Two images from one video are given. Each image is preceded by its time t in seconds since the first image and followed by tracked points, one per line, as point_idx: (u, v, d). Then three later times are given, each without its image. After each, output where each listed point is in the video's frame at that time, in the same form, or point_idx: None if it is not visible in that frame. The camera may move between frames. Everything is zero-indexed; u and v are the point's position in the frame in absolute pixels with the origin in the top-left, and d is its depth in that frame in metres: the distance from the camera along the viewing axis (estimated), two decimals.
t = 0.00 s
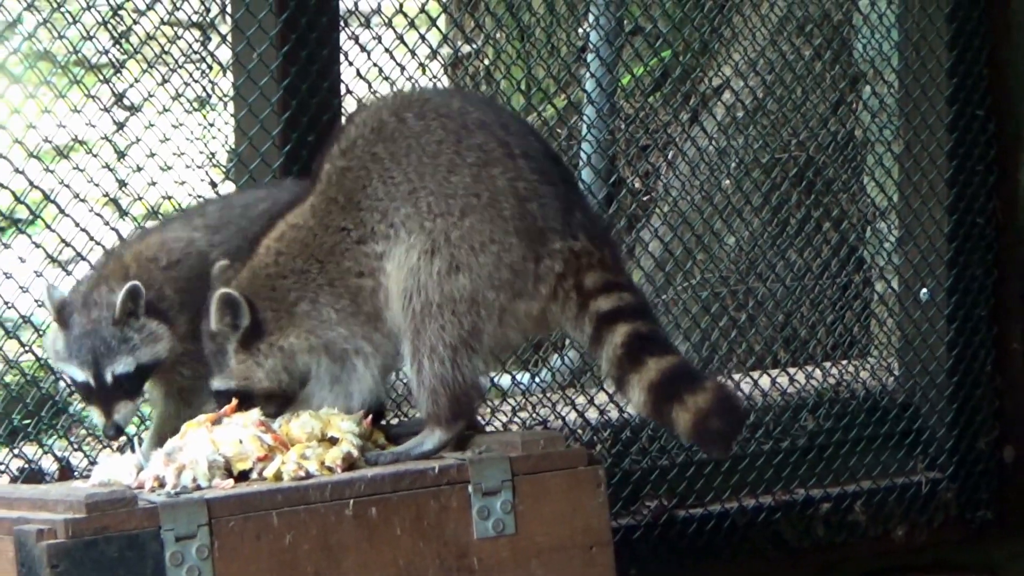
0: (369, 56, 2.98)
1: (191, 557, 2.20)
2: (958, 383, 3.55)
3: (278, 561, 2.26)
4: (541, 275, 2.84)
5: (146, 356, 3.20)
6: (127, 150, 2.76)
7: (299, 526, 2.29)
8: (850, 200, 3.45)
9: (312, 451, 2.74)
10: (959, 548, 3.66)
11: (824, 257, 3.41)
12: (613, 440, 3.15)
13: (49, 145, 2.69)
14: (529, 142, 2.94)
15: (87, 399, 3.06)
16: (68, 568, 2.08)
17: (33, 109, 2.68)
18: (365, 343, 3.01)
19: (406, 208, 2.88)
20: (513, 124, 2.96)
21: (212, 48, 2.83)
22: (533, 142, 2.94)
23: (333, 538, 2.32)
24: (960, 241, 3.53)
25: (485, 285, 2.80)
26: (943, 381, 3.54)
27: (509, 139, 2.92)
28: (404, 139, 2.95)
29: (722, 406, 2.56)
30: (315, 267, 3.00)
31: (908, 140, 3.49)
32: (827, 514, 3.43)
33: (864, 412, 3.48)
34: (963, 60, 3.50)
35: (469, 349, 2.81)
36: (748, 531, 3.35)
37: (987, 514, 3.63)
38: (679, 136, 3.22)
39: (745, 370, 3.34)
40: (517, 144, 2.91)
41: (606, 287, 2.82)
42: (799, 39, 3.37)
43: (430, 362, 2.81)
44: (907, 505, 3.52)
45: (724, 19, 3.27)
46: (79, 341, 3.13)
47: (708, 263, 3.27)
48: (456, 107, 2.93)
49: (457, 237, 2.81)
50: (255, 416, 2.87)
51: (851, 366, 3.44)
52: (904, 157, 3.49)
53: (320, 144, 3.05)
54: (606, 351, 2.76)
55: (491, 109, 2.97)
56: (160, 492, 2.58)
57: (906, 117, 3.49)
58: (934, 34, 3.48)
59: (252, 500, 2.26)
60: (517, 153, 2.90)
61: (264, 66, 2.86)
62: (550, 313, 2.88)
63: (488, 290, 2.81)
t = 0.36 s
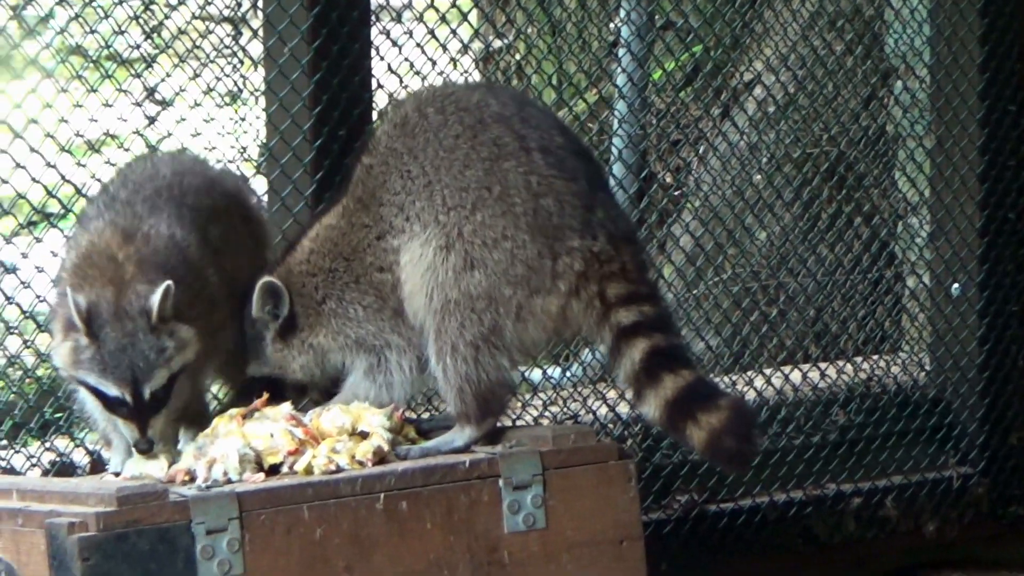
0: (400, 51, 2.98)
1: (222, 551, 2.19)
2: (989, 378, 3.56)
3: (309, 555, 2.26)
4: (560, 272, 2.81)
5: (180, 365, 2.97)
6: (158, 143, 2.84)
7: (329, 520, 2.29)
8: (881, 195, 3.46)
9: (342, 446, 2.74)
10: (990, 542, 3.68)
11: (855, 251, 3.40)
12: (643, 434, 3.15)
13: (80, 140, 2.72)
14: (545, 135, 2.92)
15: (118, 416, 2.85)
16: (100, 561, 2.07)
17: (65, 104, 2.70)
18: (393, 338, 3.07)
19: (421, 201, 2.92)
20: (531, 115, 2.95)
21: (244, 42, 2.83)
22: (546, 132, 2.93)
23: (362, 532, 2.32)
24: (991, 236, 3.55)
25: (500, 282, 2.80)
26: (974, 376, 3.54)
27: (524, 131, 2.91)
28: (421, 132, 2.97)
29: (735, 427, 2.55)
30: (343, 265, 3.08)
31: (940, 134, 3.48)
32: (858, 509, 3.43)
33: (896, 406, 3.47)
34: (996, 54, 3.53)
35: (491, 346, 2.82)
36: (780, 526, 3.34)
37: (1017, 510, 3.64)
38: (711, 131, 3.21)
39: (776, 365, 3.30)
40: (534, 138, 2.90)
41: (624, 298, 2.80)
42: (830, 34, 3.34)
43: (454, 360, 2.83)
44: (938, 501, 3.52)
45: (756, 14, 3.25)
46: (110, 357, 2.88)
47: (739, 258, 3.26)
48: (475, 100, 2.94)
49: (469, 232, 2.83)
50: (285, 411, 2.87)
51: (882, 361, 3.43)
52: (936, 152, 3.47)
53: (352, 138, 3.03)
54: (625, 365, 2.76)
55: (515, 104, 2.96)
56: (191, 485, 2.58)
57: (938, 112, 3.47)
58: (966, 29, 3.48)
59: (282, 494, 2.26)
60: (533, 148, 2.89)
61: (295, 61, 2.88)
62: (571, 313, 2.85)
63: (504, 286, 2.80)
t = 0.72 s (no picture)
0: (437, 38, 3.00)
1: (258, 537, 2.19)
2: None
3: (345, 542, 2.25)
4: (582, 249, 2.78)
5: (197, 373, 2.87)
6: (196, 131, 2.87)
7: (364, 507, 2.28)
8: (918, 183, 3.46)
9: (378, 433, 2.74)
10: None
11: (892, 240, 3.40)
12: (680, 422, 3.14)
13: (118, 127, 2.75)
14: (551, 111, 2.88)
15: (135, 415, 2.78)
16: (136, 547, 2.07)
17: (102, 91, 2.71)
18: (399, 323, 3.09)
19: (431, 186, 2.92)
20: (538, 93, 2.92)
21: (281, 30, 2.83)
22: (554, 109, 2.89)
23: (397, 520, 2.31)
24: None
25: (522, 263, 2.79)
26: (1012, 365, 3.54)
27: (531, 110, 2.88)
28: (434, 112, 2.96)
29: (762, 408, 2.54)
30: (353, 255, 3.09)
31: (978, 123, 3.49)
32: (894, 498, 3.43)
33: (932, 396, 3.46)
34: None
35: (516, 326, 2.80)
36: (816, 514, 3.36)
37: None
38: (747, 120, 3.20)
39: (813, 353, 3.29)
40: (541, 117, 2.87)
41: (653, 274, 2.77)
42: (868, 23, 3.33)
43: (480, 341, 2.84)
44: (975, 490, 3.54)
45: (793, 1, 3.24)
46: (126, 359, 2.78)
47: (775, 246, 3.27)
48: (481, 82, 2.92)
49: (483, 215, 2.83)
50: (321, 399, 2.88)
51: (919, 349, 3.43)
52: (973, 140, 3.48)
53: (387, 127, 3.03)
54: (652, 341, 2.74)
55: (521, 82, 2.94)
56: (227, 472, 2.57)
57: (976, 100, 3.47)
58: (1005, 17, 3.48)
59: (318, 482, 2.25)
60: (542, 126, 2.87)
61: (332, 48, 2.88)
62: (598, 288, 2.81)
63: (525, 267, 2.79)
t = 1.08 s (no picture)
0: (467, 35, 3.00)
1: (288, 534, 2.18)
2: None
3: (374, 538, 2.25)
4: (586, 262, 2.76)
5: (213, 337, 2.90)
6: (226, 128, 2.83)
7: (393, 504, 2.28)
8: (948, 180, 3.45)
9: (407, 429, 2.72)
10: None
11: (921, 237, 3.40)
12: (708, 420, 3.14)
13: (148, 123, 2.75)
14: (567, 116, 2.85)
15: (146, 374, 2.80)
16: (164, 543, 2.06)
17: (133, 87, 2.72)
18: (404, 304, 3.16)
19: (445, 180, 2.92)
20: (558, 95, 2.88)
21: (311, 26, 2.84)
22: (570, 115, 2.85)
23: (427, 516, 2.31)
24: None
25: (523, 268, 2.78)
26: None
27: (545, 112, 2.85)
28: (456, 113, 2.93)
29: (780, 418, 2.53)
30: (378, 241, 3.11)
31: (1007, 120, 3.49)
32: (924, 496, 3.43)
33: (962, 392, 3.46)
34: None
35: (525, 326, 2.80)
36: (845, 512, 3.35)
37: None
38: (777, 116, 3.23)
39: (842, 351, 3.30)
40: (555, 122, 2.84)
41: (664, 295, 2.75)
42: (899, 19, 3.35)
43: (493, 345, 2.83)
44: (1004, 487, 3.55)
45: None
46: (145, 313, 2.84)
47: (806, 243, 3.26)
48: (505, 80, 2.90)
49: (490, 216, 2.81)
50: (350, 394, 2.87)
51: (949, 347, 3.43)
52: (1004, 137, 3.48)
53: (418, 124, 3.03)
54: (670, 358, 2.73)
55: (546, 80, 2.91)
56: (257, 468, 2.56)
57: (1006, 96, 3.49)
58: None
59: (349, 477, 2.25)
60: (555, 131, 2.83)
61: (362, 44, 2.88)
62: (599, 301, 2.80)
63: (528, 272, 2.78)
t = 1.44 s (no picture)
0: (488, 38, 3.00)
1: (309, 537, 2.17)
2: None
3: (395, 541, 2.23)
4: (605, 269, 2.74)
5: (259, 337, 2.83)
6: (248, 131, 2.82)
7: (415, 506, 2.26)
8: (971, 183, 3.47)
9: (429, 432, 2.71)
10: None
11: (944, 240, 3.40)
12: (730, 423, 3.14)
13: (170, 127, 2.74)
14: (586, 121, 2.83)
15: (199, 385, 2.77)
16: (185, 546, 2.05)
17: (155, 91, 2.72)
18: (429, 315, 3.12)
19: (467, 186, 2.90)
20: (579, 99, 2.87)
21: (333, 30, 2.84)
22: (589, 119, 2.83)
23: (450, 519, 2.29)
24: None
25: (543, 275, 2.76)
26: None
27: (565, 117, 2.84)
28: (477, 120, 2.93)
29: (808, 420, 2.54)
30: (405, 245, 3.08)
31: None
32: (947, 497, 3.46)
33: (985, 395, 3.45)
34: None
35: (547, 332, 2.80)
36: (868, 514, 3.37)
37: None
38: (799, 119, 3.21)
39: (864, 354, 3.30)
40: (575, 125, 2.82)
41: (684, 302, 2.72)
42: (920, 21, 3.36)
43: (516, 350, 2.83)
44: None
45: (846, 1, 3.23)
46: (189, 324, 2.77)
47: (827, 246, 3.29)
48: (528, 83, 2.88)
49: (509, 221, 2.80)
50: (372, 398, 2.86)
51: (972, 350, 3.43)
52: None
53: (439, 127, 3.03)
54: (694, 364, 2.73)
55: (566, 86, 2.90)
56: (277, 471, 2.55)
57: None
58: None
59: (371, 480, 2.23)
60: (573, 134, 2.82)
61: (383, 48, 2.89)
62: (619, 307, 2.77)
63: (547, 279, 2.76)
